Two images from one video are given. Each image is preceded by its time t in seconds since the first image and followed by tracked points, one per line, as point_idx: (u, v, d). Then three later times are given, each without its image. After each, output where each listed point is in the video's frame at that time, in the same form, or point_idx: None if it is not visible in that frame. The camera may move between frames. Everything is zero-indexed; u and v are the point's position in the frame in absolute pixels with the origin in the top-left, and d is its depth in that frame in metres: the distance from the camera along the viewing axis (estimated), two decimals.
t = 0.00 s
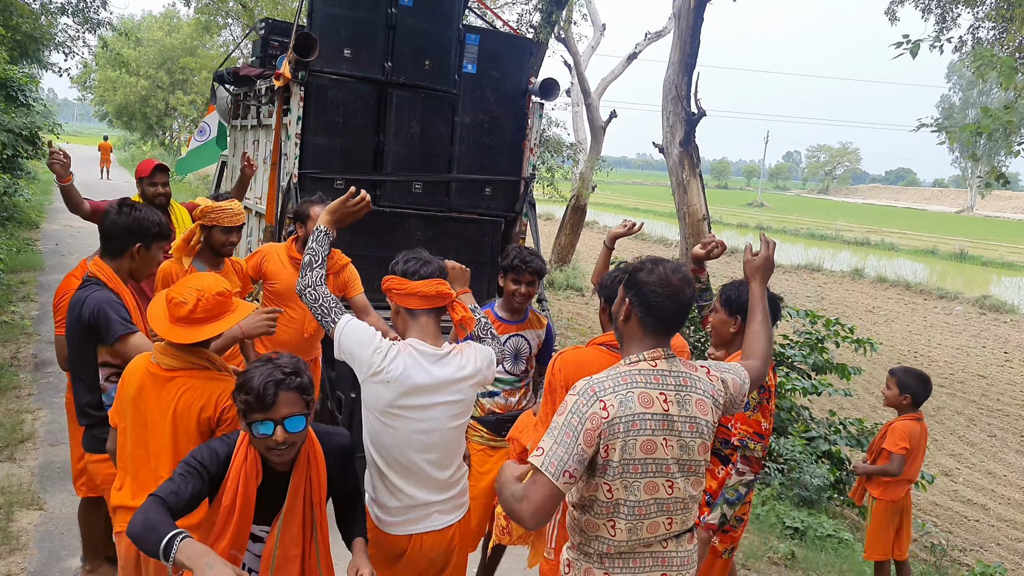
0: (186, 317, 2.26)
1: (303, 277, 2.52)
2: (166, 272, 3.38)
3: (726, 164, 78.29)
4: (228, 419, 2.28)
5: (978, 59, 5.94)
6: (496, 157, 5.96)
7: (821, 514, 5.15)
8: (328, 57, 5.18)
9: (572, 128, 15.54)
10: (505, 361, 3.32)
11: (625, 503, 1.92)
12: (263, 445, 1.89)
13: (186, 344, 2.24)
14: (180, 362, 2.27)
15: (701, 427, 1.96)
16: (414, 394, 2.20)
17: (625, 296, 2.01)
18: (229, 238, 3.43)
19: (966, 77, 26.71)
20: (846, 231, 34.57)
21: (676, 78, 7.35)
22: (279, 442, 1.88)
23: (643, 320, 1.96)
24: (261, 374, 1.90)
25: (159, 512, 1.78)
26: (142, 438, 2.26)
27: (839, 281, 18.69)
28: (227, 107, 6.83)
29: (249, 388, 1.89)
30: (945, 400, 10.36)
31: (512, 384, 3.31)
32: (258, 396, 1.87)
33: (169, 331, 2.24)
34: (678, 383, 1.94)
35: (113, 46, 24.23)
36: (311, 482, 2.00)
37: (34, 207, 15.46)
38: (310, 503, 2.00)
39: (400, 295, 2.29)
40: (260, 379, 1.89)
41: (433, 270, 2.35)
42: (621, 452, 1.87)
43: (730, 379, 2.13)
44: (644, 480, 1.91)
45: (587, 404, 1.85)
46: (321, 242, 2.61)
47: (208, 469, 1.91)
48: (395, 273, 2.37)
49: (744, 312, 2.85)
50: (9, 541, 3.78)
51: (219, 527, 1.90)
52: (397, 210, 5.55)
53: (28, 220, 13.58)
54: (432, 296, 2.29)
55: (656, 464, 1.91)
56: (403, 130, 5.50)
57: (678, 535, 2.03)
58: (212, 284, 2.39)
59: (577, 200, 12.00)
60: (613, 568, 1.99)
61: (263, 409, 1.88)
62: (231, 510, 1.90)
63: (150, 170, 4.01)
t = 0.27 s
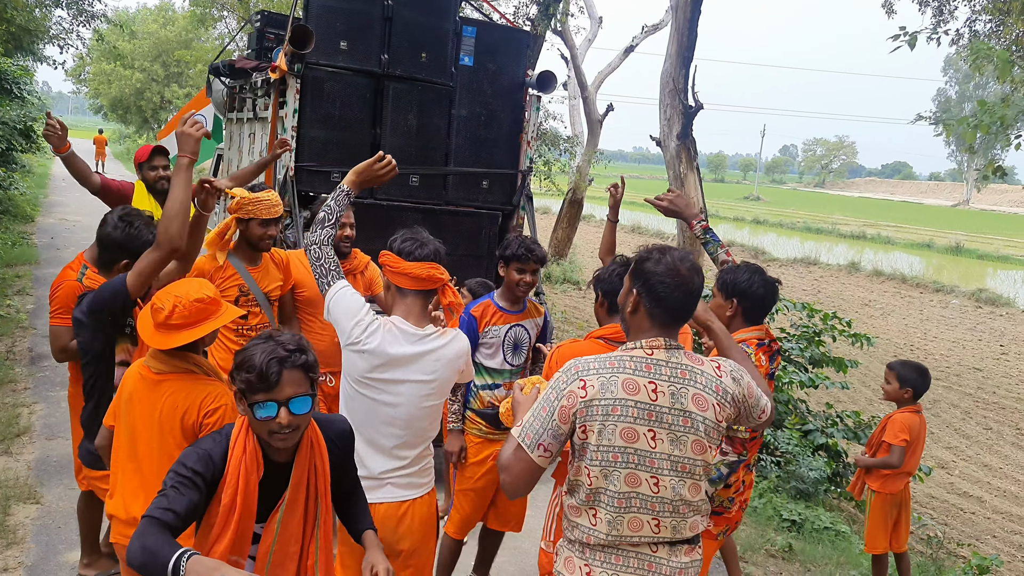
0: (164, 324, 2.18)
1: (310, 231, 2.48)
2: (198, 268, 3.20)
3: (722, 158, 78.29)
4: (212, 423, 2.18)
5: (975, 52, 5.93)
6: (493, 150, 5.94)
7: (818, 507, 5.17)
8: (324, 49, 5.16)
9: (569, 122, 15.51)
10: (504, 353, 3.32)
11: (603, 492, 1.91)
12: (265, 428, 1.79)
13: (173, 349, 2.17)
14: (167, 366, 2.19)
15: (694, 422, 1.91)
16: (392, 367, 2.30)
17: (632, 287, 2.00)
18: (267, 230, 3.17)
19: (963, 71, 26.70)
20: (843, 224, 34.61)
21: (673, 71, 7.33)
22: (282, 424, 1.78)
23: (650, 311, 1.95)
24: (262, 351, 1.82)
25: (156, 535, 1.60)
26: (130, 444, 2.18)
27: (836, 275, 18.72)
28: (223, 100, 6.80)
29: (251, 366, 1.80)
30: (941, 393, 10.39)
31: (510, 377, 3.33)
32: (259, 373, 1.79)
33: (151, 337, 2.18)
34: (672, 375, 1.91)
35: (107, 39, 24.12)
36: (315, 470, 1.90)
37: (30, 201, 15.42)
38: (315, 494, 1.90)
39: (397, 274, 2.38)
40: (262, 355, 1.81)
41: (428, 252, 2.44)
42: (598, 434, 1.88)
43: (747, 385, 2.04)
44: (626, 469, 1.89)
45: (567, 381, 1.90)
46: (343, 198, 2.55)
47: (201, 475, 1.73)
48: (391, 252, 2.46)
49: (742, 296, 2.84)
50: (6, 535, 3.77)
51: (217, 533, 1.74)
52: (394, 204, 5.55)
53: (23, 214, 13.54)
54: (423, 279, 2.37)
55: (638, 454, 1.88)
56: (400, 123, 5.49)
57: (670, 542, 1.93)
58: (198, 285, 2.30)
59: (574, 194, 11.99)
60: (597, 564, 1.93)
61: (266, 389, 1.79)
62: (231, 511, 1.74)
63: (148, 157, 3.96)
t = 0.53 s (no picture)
0: (186, 310, 2.24)
1: (347, 198, 2.63)
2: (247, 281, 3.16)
3: (720, 149, 78.21)
4: (240, 409, 2.23)
5: (977, 41, 5.90)
6: (492, 141, 5.92)
7: (818, 497, 5.17)
8: (323, 38, 5.13)
9: (567, 113, 15.46)
10: (501, 345, 3.29)
11: (629, 489, 1.92)
12: (294, 447, 1.73)
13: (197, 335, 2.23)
14: (193, 354, 2.24)
15: (724, 422, 1.87)
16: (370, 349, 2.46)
17: (663, 284, 1.96)
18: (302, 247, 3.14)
19: (962, 62, 26.64)
20: (841, 216, 34.60)
21: (673, 61, 7.30)
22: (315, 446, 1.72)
23: (681, 310, 1.91)
24: (297, 367, 1.75)
25: (210, 556, 1.54)
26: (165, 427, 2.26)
27: (834, 266, 18.72)
28: (221, 91, 6.77)
29: (283, 384, 1.74)
30: (940, 384, 10.41)
31: (508, 368, 3.31)
32: (293, 394, 1.72)
33: (174, 325, 2.23)
34: (704, 374, 1.88)
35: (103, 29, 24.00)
36: (343, 481, 1.89)
37: (27, 192, 15.37)
38: (342, 507, 1.88)
39: (407, 266, 2.55)
40: (297, 372, 1.74)
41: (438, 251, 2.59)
42: (625, 431, 1.89)
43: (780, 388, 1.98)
44: (651, 467, 1.89)
45: (596, 378, 1.91)
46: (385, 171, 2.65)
47: (241, 490, 1.66)
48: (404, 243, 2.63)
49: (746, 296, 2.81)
50: (6, 526, 3.77)
51: (254, 553, 1.70)
52: (394, 194, 5.55)
53: (20, 205, 13.49)
54: (423, 277, 2.54)
55: (666, 453, 1.88)
56: (399, 113, 5.47)
57: (693, 540, 1.94)
58: (219, 271, 2.37)
59: (573, 185, 11.96)
60: (619, 559, 1.96)
61: (299, 411, 1.73)
62: (267, 529, 1.70)
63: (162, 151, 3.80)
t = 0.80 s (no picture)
0: (188, 299, 2.19)
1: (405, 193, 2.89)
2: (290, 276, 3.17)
3: (717, 140, 78.07)
4: (256, 389, 2.23)
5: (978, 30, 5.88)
6: (492, 130, 5.90)
7: (817, 487, 5.19)
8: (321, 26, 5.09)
9: (564, 103, 15.41)
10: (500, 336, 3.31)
11: (672, 474, 1.95)
12: (336, 446, 1.74)
13: (200, 324, 2.19)
14: (201, 341, 2.23)
15: (776, 425, 1.83)
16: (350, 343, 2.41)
17: (732, 279, 1.93)
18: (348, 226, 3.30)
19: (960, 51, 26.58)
20: (837, 206, 34.59)
21: (672, 50, 7.27)
22: (357, 442, 1.73)
23: (748, 305, 1.88)
24: (341, 358, 1.76)
25: None
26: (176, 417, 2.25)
27: (831, 256, 18.72)
28: (218, 80, 6.74)
29: (329, 373, 1.74)
30: (937, 374, 10.42)
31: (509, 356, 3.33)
32: (338, 384, 1.73)
33: (177, 313, 2.20)
34: (762, 372, 1.84)
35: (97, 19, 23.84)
36: (378, 491, 1.92)
37: (22, 183, 15.30)
38: (379, 520, 1.90)
39: (399, 261, 2.51)
40: (341, 362, 1.75)
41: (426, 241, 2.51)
42: (672, 416, 1.91)
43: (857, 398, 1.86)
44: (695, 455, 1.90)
45: (651, 360, 1.93)
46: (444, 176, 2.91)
47: (274, 514, 1.66)
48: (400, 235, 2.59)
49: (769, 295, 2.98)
50: (5, 517, 3.75)
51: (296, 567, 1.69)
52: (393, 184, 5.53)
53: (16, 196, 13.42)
54: (408, 265, 2.50)
55: (710, 444, 1.88)
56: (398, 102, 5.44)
57: (735, 544, 1.89)
58: (221, 255, 2.31)
59: (570, 175, 11.92)
60: (657, 544, 1.99)
61: (343, 402, 1.74)
62: (310, 544, 1.70)
63: (182, 142, 3.70)
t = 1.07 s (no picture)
0: (161, 301, 2.24)
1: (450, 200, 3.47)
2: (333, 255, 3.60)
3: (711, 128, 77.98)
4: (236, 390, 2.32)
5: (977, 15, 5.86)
6: (489, 117, 5.87)
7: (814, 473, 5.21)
8: (317, 12, 5.04)
9: (559, 90, 15.34)
10: (494, 325, 3.25)
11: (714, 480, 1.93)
12: (353, 455, 1.73)
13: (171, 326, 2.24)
14: (177, 343, 2.30)
15: (826, 441, 1.82)
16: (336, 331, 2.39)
17: (790, 285, 1.90)
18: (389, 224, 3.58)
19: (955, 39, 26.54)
20: (831, 195, 34.61)
21: (669, 37, 7.24)
22: (375, 449, 1.72)
23: (807, 312, 1.85)
24: (355, 359, 1.74)
25: None
26: (161, 422, 2.31)
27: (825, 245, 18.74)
28: (212, 67, 6.70)
29: (342, 376, 1.72)
30: (931, 362, 10.46)
31: (501, 347, 3.28)
32: (354, 386, 1.71)
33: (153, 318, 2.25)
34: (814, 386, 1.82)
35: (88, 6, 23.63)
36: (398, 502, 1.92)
37: (13, 172, 15.20)
38: (399, 529, 1.91)
39: (396, 251, 2.50)
40: (356, 363, 1.73)
41: (421, 228, 2.50)
42: (720, 424, 1.88)
43: (907, 409, 1.85)
44: (740, 466, 1.87)
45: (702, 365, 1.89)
46: (481, 192, 3.47)
47: (302, 537, 1.61)
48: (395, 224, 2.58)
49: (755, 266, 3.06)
50: (2, 506, 3.74)
51: None
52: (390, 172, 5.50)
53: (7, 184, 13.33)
54: (403, 252, 2.49)
55: (757, 458, 1.85)
56: (395, 89, 5.41)
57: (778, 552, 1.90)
58: (197, 259, 2.33)
59: (566, 163, 11.89)
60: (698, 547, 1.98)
61: (360, 406, 1.72)
62: (334, 563, 1.66)
63: (190, 130, 3.72)
